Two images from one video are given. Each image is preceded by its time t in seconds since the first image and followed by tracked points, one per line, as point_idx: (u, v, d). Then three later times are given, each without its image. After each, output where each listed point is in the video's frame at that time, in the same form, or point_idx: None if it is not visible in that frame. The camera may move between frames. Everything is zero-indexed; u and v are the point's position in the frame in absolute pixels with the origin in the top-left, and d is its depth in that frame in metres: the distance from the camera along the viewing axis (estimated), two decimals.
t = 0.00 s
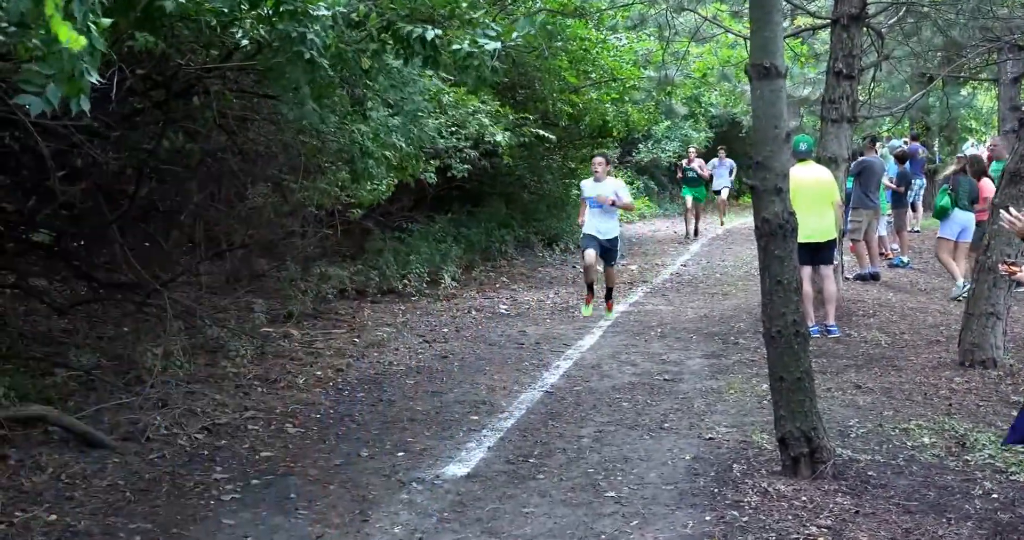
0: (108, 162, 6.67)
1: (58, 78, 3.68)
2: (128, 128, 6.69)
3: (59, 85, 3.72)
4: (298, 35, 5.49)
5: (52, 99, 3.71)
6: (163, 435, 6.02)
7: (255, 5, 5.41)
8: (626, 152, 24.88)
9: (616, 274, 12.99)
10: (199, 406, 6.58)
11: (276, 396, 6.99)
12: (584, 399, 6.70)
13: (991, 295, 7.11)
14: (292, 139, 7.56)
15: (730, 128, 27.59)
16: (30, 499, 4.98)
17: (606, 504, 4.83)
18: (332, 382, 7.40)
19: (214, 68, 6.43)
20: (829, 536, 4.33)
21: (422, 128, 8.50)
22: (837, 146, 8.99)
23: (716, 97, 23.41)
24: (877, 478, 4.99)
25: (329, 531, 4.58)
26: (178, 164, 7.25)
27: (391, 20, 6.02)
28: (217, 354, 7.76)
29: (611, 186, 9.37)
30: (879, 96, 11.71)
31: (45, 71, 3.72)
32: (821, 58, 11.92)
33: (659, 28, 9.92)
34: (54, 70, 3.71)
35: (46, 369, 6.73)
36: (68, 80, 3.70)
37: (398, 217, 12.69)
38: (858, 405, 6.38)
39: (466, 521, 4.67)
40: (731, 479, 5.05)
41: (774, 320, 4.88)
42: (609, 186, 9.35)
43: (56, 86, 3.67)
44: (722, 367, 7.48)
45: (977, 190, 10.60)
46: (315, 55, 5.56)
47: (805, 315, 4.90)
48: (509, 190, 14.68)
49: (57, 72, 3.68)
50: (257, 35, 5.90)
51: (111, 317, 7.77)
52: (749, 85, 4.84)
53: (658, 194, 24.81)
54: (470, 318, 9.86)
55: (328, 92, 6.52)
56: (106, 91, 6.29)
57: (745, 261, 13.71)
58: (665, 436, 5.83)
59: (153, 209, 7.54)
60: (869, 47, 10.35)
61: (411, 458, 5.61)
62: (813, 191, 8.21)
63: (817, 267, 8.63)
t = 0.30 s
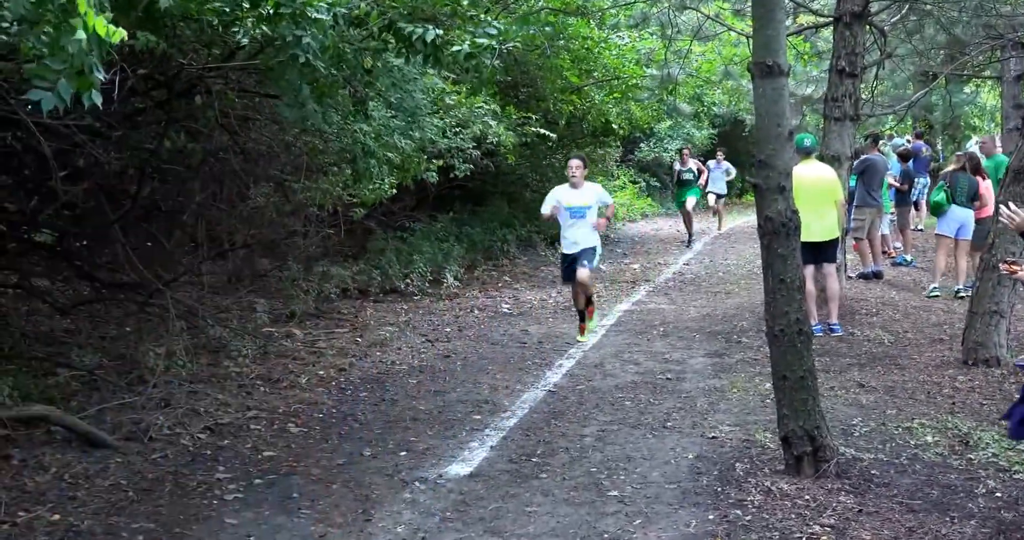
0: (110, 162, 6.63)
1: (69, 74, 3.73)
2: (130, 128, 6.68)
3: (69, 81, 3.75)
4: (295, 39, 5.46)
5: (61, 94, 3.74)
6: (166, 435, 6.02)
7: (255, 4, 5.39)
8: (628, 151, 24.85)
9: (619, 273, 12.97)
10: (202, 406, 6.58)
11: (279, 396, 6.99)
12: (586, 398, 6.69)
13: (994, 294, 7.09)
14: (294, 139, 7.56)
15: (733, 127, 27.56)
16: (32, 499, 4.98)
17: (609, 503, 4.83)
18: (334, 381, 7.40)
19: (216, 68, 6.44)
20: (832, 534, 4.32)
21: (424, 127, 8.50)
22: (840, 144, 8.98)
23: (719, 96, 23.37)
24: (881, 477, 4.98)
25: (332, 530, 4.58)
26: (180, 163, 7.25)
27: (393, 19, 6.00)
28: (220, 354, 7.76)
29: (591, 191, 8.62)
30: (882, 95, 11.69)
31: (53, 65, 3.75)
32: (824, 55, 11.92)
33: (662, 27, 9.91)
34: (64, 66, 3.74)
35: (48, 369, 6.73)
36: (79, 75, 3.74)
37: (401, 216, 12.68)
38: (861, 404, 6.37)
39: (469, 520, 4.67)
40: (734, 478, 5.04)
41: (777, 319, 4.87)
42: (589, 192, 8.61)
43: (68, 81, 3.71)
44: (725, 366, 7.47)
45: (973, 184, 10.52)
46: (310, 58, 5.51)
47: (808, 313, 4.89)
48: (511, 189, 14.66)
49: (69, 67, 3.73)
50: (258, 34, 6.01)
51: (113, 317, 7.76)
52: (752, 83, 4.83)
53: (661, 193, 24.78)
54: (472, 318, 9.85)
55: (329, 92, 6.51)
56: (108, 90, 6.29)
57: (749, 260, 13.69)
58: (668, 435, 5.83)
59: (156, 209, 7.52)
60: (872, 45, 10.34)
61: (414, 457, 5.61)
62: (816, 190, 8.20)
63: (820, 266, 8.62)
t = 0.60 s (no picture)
0: (112, 162, 6.60)
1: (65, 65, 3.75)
2: (133, 128, 6.68)
3: (59, 72, 3.81)
4: (302, 31, 5.46)
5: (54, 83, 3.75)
6: (169, 435, 6.02)
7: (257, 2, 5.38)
8: (631, 150, 24.83)
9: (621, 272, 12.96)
10: (205, 405, 6.59)
11: (282, 395, 6.99)
12: (589, 397, 6.68)
13: (998, 292, 7.08)
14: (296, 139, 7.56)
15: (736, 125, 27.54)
16: (35, 499, 4.99)
17: (612, 502, 4.82)
18: (337, 381, 7.40)
19: (218, 67, 6.46)
20: (835, 533, 4.31)
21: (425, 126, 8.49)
22: (843, 142, 8.97)
23: (722, 95, 23.35)
24: (884, 476, 4.97)
25: (335, 530, 4.58)
26: (182, 163, 7.25)
27: (395, 18, 5.95)
28: (222, 353, 7.76)
29: (564, 197, 7.41)
30: (885, 93, 11.67)
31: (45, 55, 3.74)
32: (827, 54, 11.90)
33: (664, 26, 9.90)
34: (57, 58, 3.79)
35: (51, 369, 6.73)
36: (68, 69, 3.80)
37: (403, 215, 12.68)
38: (865, 403, 6.36)
39: (471, 519, 4.67)
40: (737, 477, 5.03)
41: (780, 317, 4.86)
42: (561, 197, 7.40)
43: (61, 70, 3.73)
44: (728, 364, 7.46)
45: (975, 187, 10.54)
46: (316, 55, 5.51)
47: (811, 312, 4.88)
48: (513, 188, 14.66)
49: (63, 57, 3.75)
50: (260, 33, 6.11)
51: (116, 317, 7.75)
52: (755, 81, 4.82)
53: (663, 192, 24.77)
54: (475, 317, 9.84)
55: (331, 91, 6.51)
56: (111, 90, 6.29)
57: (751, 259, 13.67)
58: (670, 433, 5.82)
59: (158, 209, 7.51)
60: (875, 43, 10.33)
61: (417, 457, 5.60)
62: (819, 188, 8.18)
63: (823, 264, 8.60)
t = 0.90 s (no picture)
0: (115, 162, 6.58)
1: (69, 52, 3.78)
2: (135, 128, 6.68)
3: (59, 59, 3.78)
4: (299, 30, 5.48)
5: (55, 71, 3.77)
6: (172, 435, 6.03)
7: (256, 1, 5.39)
8: (633, 149, 24.82)
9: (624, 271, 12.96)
10: (207, 405, 6.59)
11: (284, 395, 7.00)
12: (591, 397, 6.68)
13: (1001, 291, 7.06)
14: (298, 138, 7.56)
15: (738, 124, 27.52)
16: (38, 499, 4.99)
17: (614, 501, 4.82)
18: (340, 381, 7.39)
19: (220, 67, 6.46)
20: (838, 532, 4.31)
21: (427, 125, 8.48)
22: (845, 141, 8.96)
23: (724, 94, 23.33)
24: (887, 474, 4.96)
25: (337, 529, 4.58)
26: (185, 163, 7.25)
27: (396, 16, 5.96)
28: (225, 353, 7.76)
29: (526, 205, 6.46)
30: (887, 91, 11.65)
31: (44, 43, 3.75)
32: (830, 53, 11.88)
33: (666, 24, 9.88)
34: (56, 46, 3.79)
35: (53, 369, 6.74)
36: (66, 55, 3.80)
37: (406, 215, 12.69)
38: (868, 402, 6.35)
39: (474, 518, 4.67)
40: (740, 476, 5.02)
41: (783, 316, 4.85)
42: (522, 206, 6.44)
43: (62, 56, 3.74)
44: (730, 363, 7.46)
45: (977, 185, 10.47)
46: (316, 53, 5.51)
47: (814, 311, 4.87)
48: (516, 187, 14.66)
49: (63, 45, 3.77)
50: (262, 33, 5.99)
51: (119, 317, 7.73)
52: (757, 80, 4.81)
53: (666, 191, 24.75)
54: (477, 317, 9.82)
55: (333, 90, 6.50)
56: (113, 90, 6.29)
57: (754, 258, 13.66)
58: (673, 432, 5.82)
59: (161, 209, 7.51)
60: (878, 42, 10.31)
61: (419, 456, 5.60)
62: (822, 187, 8.17)
63: (826, 263, 8.58)
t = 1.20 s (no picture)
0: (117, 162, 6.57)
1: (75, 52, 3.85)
2: (137, 127, 6.68)
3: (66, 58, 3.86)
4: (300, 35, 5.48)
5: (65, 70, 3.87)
6: (174, 435, 6.03)
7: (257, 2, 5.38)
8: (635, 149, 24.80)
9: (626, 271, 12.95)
10: (209, 405, 6.60)
11: (286, 395, 7.00)
12: (594, 397, 6.67)
13: (1004, 290, 7.04)
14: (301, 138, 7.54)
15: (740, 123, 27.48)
16: (41, 499, 5.00)
17: (617, 502, 4.81)
18: (342, 381, 7.39)
19: (223, 66, 6.45)
20: (842, 532, 4.30)
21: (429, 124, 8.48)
22: (848, 140, 8.94)
23: (726, 93, 23.31)
24: (890, 474, 4.95)
25: (339, 529, 4.58)
26: (187, 163, 7.24)
27: (398, 15, 5.95)
28: (227, 353, 7.75)
29: (481, 216, 5.65)
30: (890, 90, 11.63)
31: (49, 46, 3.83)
32: (832, 51, 11.88)
33: (669, 24, 9.87)
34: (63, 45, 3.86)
35: (56, 369, 6.75)
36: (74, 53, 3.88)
37: (408, 215, 12.68)
38: (870, 401, 6.35)
39: (477, 518, 4.66)
40: (743, 476, 5.02)
41: (786, 316, 4.85)
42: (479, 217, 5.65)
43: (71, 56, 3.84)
44: (733, 363, 7.45)
45: (983, 186, 10.45)
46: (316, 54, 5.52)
47: (816, 311, 4.87)
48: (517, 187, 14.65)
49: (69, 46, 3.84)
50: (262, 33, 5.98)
51: (121, 317, 7.73)
52: (760, 79, 4.80)
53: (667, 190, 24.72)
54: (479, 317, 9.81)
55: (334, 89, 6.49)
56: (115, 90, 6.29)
57: (756, 257, 13.64)
58: (675, 432, 5.82)
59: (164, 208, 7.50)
60: (881, 40, 10.29)
61: (422, 456, 5.60)
62: (825, 186, 8.15)
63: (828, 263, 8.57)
